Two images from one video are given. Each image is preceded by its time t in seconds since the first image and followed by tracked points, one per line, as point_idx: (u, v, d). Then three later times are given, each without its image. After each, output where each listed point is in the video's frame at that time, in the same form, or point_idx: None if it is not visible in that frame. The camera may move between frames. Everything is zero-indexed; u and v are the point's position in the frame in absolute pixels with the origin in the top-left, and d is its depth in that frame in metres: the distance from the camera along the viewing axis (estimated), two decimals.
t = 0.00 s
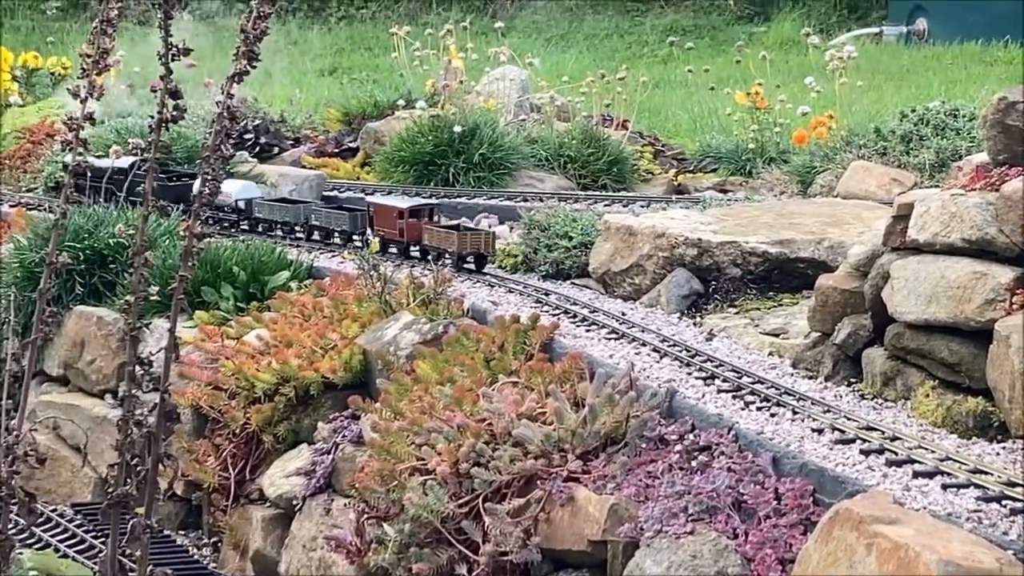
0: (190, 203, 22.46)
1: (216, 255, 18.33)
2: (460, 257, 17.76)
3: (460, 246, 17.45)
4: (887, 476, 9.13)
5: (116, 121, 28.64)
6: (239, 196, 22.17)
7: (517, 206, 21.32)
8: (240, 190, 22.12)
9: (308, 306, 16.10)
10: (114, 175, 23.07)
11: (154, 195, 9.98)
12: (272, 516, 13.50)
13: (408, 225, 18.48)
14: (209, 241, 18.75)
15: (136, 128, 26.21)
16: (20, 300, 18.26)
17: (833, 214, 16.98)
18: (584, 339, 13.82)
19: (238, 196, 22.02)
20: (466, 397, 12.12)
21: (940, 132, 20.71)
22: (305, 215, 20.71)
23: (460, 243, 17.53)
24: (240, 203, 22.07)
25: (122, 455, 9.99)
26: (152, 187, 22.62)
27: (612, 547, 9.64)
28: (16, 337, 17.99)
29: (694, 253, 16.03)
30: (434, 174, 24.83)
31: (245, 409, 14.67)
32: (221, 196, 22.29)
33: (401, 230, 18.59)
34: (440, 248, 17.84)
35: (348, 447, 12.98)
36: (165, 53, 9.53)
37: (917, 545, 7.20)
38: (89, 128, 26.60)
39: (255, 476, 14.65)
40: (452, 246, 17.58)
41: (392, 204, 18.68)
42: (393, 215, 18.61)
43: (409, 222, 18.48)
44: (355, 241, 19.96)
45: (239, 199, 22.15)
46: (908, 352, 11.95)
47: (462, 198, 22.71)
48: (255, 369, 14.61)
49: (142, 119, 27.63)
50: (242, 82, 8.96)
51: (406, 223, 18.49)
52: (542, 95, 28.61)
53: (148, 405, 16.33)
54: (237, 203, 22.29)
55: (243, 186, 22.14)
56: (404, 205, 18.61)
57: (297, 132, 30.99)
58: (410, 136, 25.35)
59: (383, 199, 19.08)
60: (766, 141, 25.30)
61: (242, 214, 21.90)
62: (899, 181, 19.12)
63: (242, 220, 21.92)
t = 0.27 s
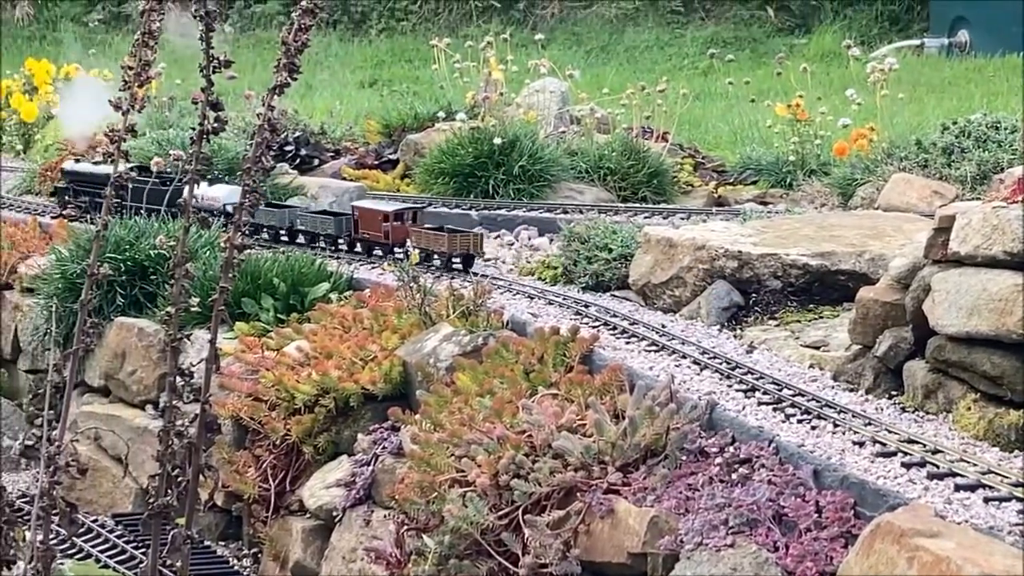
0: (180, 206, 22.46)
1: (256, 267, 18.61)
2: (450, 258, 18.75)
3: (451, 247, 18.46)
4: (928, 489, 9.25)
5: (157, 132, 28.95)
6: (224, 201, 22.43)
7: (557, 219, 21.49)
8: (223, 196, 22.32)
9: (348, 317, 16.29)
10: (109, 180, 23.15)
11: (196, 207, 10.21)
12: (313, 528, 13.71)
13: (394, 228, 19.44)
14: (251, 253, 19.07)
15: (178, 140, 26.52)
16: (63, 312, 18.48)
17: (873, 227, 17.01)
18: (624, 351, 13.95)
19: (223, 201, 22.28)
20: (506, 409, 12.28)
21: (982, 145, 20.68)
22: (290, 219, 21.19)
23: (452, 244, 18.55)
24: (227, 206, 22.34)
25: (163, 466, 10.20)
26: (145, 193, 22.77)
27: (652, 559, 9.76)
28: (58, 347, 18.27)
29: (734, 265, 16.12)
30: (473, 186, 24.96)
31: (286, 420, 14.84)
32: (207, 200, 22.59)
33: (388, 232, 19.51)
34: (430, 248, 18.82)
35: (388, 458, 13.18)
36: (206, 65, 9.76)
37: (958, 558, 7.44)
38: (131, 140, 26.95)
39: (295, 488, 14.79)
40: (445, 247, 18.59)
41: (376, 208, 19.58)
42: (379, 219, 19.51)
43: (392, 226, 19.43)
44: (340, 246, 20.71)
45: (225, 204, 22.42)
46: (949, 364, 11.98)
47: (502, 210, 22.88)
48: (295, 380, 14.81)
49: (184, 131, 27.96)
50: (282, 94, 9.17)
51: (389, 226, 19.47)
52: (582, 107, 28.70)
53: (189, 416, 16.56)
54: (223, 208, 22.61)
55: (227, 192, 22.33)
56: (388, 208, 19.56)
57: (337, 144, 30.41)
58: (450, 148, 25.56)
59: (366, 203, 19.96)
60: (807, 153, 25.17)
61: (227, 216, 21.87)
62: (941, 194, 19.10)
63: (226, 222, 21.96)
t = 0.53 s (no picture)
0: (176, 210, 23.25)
1: (293, 277, 18.84)
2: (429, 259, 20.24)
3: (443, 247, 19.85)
4: (967, 502, 9.32)
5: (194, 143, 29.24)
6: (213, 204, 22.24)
7: (594, 230, 21.63)
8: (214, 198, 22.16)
9: (385, 327, 16.46)
10: (107, 186, 24.23)
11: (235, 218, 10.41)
12: (349, 538, 13.90)
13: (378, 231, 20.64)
14: (288, 263, 19.28)
15: (216, 151, 26.79)
16: (101, 322, 18.87)
17: (912, 239, 17.02)
18: (661, 363, 14.05)
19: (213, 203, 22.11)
20: (542, 420, 12.42)
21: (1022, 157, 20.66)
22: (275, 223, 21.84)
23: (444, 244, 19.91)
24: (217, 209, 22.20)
25: (201, 476, 10.43)
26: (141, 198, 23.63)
27: (688, 571, 9.86)
28: (97, 357, 18.58)
29: (771, 276, 16.20)
30: (510, 199, 25.15)
31: (323, 430, 15.03)
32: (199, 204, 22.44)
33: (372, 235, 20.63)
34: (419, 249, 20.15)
35: (424, 469, 13.37)
36: (244, 77, 10.00)
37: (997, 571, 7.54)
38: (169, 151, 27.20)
39: (332, 499, 14.99)
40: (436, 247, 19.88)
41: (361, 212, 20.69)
42: (364, 222, 20.62)
43: (375, 231, 20.61)
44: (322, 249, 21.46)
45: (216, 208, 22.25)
46: (988, 377, 12.04)
47: (539, 220, 23.03)
48: (332, 391, 15.01)
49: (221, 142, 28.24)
50: (319, 105, 9.39)
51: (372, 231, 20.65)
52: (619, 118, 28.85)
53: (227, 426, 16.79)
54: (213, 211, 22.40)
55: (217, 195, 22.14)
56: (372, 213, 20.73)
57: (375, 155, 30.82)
58: (487, 158, 25.74)
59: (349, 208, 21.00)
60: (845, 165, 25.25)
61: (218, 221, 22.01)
62: (979, 205, 19.07)
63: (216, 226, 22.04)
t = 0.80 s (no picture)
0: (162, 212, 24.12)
1: (325, 286, 19.04)
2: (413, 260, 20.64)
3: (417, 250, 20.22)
4: (1001, 513, 9.39)
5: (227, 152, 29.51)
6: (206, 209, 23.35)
7: (626, 239, 21.74)
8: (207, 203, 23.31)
9: (418, 337, 16.63)
10: (101, 190, 25.29)
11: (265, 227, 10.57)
12: (381, 547, 14.08)
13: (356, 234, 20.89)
14: (321, 272, 19.51)
15: (248, 160, 27.06)
16: (133, 331, 19.24)
17: (945, 249, 17.03)
18: (693, 373, 14.14)
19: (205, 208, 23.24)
20: (574, 430, 12.53)
21: None
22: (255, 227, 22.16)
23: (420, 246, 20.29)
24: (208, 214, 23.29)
25: (232, 484, 10.59)
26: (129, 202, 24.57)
27: None
28: (129, 366, 18.96)
29: (804, 286, 16.24)
30: (542, 208, 25.30)
31: (353, 439, 15.10)
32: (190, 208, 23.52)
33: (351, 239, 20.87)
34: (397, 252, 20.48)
35: (456, 478, 13.52)
36: (276, 86, 10.18)
37: None
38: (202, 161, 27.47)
39: (363, 507, 15.24)
40: (412, 250, 20.27)
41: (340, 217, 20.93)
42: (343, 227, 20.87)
43: (353, 233, 20.81)
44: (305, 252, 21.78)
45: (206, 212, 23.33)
46: (1022, 387, 12.06)
47: (571, 230, 23.16)
48: (363, 401, 15.17)
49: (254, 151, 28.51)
50: (350, 114, 9.55)
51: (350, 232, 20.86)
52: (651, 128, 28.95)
53: (259, 434, 17.01)
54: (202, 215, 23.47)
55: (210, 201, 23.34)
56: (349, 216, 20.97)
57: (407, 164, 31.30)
58: (519, 168, 25.90)
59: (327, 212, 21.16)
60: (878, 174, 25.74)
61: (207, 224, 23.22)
62: (1013, 215, 19.03)
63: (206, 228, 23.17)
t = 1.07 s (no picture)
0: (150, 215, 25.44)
1: (350, 295, 19.20)
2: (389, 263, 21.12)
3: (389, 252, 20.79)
4: None
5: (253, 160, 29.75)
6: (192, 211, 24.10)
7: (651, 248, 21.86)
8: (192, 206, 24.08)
9: (443, 345, 16.77)
10: (92, 193, 26.39)
11: (291, 234, 10.74)
12: (405, 556, 14.12)
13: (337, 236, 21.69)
14: (347, 280, 19.70)
15: (274, 169, 27.27)
16: (160, 339, 19.50)
17: (972, 257, 17.04)
18: (718, 382, 14.24)
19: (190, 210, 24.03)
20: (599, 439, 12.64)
21: None
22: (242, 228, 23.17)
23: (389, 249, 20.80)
24: (194, 217, 24.12)
25: (258, 492, 10.77)
26: (121, 205, 25.74)
27: None
28: (156, 374, 19.21)
29: (830, 295, 16.30)
30: (567, 216, 25.40)
31: (379, 448, 15.22)
32: (176, 211, 24.39)
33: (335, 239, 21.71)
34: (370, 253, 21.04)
35: (481, 488, 13.69)
36: (302, 95, 10.34)
37: None
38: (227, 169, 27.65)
39: (387, 515, 15.27)
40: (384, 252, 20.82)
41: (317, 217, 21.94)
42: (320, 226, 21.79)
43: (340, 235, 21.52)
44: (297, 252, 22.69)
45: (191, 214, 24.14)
46: None
47: (597, 239, 23.28)
48: (388, 408, 15.29)
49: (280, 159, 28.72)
50: (375, 122, 9.73)
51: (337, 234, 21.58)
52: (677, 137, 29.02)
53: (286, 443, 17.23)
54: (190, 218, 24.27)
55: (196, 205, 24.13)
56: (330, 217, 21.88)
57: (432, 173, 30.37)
58: (544, 176, 26.04)
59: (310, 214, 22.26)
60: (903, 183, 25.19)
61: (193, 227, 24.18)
62: None
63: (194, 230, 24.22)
